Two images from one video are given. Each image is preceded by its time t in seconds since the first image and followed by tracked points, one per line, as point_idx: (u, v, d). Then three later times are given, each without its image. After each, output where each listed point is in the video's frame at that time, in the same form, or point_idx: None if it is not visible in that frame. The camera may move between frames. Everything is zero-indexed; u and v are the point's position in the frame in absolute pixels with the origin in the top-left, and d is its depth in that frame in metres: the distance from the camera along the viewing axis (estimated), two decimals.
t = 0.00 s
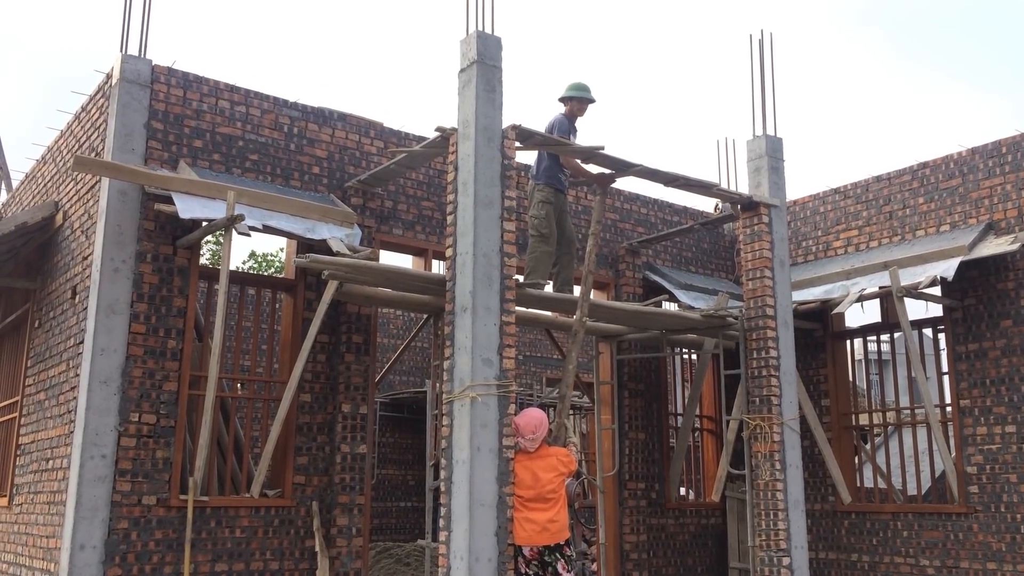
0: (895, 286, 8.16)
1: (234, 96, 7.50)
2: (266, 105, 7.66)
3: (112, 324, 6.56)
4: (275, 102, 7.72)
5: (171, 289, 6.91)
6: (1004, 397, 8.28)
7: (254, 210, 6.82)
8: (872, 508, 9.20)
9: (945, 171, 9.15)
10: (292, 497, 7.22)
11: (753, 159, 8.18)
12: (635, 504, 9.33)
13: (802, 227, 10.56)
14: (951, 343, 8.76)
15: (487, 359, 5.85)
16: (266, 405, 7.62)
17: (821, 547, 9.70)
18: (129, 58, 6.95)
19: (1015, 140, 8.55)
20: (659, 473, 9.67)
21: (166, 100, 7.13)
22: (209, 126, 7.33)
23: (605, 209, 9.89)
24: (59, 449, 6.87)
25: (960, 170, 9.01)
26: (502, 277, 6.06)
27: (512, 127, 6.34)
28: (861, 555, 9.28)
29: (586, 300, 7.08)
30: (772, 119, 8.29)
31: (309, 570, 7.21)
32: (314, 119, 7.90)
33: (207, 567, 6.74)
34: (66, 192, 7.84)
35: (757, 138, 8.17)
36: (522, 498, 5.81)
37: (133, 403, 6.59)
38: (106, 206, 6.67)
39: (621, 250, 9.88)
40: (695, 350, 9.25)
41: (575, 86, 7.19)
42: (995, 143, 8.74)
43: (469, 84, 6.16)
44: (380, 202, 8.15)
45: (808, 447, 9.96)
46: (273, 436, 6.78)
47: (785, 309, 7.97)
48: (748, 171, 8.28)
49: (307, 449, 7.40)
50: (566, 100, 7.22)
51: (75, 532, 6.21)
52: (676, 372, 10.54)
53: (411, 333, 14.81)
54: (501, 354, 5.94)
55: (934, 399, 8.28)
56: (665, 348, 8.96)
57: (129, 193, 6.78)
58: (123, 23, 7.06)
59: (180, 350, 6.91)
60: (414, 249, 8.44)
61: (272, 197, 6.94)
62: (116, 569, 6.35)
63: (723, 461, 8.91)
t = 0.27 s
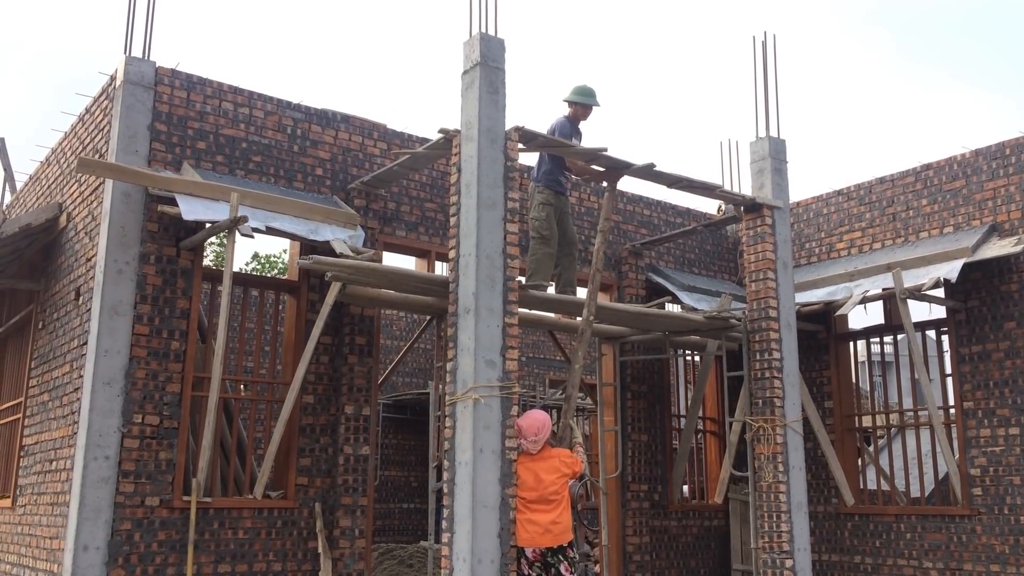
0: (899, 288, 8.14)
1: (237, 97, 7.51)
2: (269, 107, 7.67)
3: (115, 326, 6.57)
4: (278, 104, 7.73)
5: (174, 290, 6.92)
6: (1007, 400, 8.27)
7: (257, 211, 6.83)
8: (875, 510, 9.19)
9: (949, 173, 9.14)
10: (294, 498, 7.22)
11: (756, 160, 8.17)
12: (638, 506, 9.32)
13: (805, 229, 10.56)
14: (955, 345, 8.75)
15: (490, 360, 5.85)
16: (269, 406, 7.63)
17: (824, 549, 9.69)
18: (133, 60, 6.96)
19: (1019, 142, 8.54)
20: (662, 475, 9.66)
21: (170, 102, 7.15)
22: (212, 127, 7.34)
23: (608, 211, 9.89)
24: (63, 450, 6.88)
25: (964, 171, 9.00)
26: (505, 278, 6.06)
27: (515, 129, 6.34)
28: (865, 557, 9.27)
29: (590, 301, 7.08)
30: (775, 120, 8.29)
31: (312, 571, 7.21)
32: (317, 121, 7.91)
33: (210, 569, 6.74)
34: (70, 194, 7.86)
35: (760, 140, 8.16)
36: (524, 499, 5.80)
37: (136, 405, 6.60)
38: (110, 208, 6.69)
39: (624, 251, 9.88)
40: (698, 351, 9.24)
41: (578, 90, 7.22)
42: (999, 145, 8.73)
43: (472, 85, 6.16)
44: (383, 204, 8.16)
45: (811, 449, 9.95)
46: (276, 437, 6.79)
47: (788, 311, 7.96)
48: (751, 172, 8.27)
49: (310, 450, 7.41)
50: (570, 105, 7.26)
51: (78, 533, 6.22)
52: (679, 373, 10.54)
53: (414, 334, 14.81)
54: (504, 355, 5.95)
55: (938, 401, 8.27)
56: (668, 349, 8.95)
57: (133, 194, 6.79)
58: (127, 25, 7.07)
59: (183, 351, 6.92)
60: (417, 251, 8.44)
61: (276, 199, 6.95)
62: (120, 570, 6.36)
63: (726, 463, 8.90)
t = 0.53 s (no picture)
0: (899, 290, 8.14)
1: (238, 98, 7.51)
2: (270, 108, 7.68)
3: (116, 326, 6.57)
4: (279, 105, 7.73)
5: (175, 291, 6.92)
6: (1008, 402, 8.26)
7: (258, 212, 6.83)
8: (876, 512, 9.19)
9: (950, 175, 9.14)
10: (294, 499, 7.22)
11: (757, 162, 8.17)
12: (638, 508, 9.32)
13: (805, 231, 10.56)
14: (955, 347, 8.74)
15: (490, 361, 5.85)
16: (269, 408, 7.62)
17: (824, 552, 9.68)
18: (134, 61, 6.96)
19: (1020, 144, 8.54)
20: (662, 476, 9.66)
21: (171, 103, 7.15)
22: (213, 129, 7.35)
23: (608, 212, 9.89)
24: (63, 451, 6.88)
25: (964, 174, 9.00)
26: (505, 280, 6.06)
27: (516, 130, 6.34)
28: (865, 559, 9.26)
29: (590, 303, 7.07)
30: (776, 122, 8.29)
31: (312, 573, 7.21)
32: (318, 122, 7.92)
33: (210, 570, 6.74)
34: (71, 195, 7.86)
35: (761, 141, 8.16)
36: (526, 501, 5.82)
37: (137, 406, 6.60)
38: (111, 209, 6.69)
39: (625, 253, 9.88)
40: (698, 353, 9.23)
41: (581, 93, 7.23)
42: (999, 147, 8.73)
43: (473, 87, 6.16)
44: (383, 205, 8.16)
45: (811, 451, 9.94)
46: (277, 438, 6.79)
47: (789, 313, 7.96)
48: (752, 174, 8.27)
49: (310, 452, 7.41)
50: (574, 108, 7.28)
51: (78, 534, 6.22)
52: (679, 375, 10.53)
53: (414, 335, 14.82)
54: (505, 357, 5.94)
55: (939, 403, 8.26)
56: (668, 351, 8.95)
57: (133, 195, 6.79)
58: (128, 26, 7.07)
59: (184, 352, 6.92)
60: (418, 252, 8.45)
61: (276, 200, 6.95)
62: (119, 571, 6.35)
63: (726, 465, 8.90)
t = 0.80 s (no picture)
0: (903, 292, 8.13)
1: (242, 98, 7.52)
2: (274, 108, 7.68)
3: (120, 325, 6.58)
4: (283, 105, 7.74)
5: (179, 291, 6.93)
6: (1012, 404, 8.24)
7: (262, 212, 6.84)
8: (879, 514, 9.17)
9: (954, 177, 9.12)
10: (297, 499, 7.22)
11: (761, 163, 8.17)
12: (641, 509, 9.32)
13: (809, 232, 10.55)
14: (960, 349, 8.73)
15: (494, 362, 5.85)
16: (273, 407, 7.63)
17: (827, 553, 9.67)
18: (139, 61, 6.98)
19: None
20: (665, 478, 9.66)
21: (176, 103, 7.16)
22: (217, 128, 7.36)
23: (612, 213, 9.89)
24: (67, 450, 6.90)
25: (969, 175, 8.98)
26: (509, 281, 6.06)
27: (520, 131, 6.34)
28: (868, 561, 9.25)
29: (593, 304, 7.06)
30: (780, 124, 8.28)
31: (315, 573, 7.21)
32: (322, 122, 7.92)
33: (213, 569, 6.75)
34: (76, 194, 7.88)
35: (765, 142, 8.15)
36: (529, 502, 5.81)
37: (141, 405, 6.61)
38: (115, 208, 6.70)
39: (629, 254, 9.88)
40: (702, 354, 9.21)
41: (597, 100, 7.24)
42: (1004, 149, 8.71)
43: (477, 87, 6.16)
44: (387, 205, 8.16)
45: (814, 452, 9.93)
46: (280, 438, 6.79)
47: (793, 314, 7.95)
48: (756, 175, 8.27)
49: (314, 451, 7.41)
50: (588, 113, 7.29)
51: (82, 533, 6.22)
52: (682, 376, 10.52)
53: (418, 335, 14.83)
54: (508, 357, 5.94)
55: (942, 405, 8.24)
56: (671, 352, 8.94)
57: (138, 194, 6.80)
58: (133, 25, 7.08)
59: (187, 352, 6.92)
60: (422, 253, 8.45)
61: (280, 199, 6.95)
62: (123, 570, 6.36)
63: (729, 466, 8.89)
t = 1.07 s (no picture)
0: (905, 292, 8.13)
1: (244, 98, 7.52)
2: (276, 108, 7.69)
3: (121, 324, 6.59)
4: (285, 105, 7.74)
5: (181, 290, 6.93)
6: (1013, 405, 8.24)
7: (264, 212, 6.85)
8: (881, 515, 9.17)
9: (956, 178, 9.12)
10: (299, 498, 7.23)
11: (763, 163, 8.16)
12: (642, 509, 9.32)
13: (811, 233, 10.55)
14: (961, 350, 8.73)
15: (495, 362, 5.85)
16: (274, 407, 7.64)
17: (828, 554, 9.67)
18: (141, 60, 6.98)
19: None
20: (666, 478, 9.66)
21: (177, 102, 7.16)
22: (219, 128, 7.36)
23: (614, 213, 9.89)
24: (69, 449, 6.90)
25: (971, 176, 8.98)
26: (510, 281, 6.06)
27: (522, 131, 6.34)
28: (869, 562, 9.25)
29: (595, 304, 7.07)
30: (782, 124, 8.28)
31: (316, 572, 7.22)
32: (323, 122, 7.92)
33: (214, 568, 6.75)
34: (78, 193, 7.89)
35: (767, 143, 8.15)
36: (529, 502, 5.83)
37: (142, 404, 6.62)
38: (117, 207, 6.71)
39: (630, 254, 9.88)
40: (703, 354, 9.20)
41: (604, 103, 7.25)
42: (1006, 149, 8.71)
43: (479, 87, 6.17)
44: (388, 205, 8.16)
45: (816, 453, 9.93)
46: (281, 438, 6.80)
47: (794, 315, 7.95)
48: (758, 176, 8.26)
49: (315, 451, 7.42)
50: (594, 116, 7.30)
51: (83, 531, 6.23)
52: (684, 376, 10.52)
53: (419, 335, 14.83)
54: (510, 357, 5.94)
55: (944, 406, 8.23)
56: (673, 352, 8.94)
57: (140, 194, 6.81)
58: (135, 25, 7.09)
59: (189, 351, 6.93)
60: (423, 252, 8.45)
61: (282, 199, 6.96)
62: (124, 569, 6.36)
63: (730, 467, 8.88)
